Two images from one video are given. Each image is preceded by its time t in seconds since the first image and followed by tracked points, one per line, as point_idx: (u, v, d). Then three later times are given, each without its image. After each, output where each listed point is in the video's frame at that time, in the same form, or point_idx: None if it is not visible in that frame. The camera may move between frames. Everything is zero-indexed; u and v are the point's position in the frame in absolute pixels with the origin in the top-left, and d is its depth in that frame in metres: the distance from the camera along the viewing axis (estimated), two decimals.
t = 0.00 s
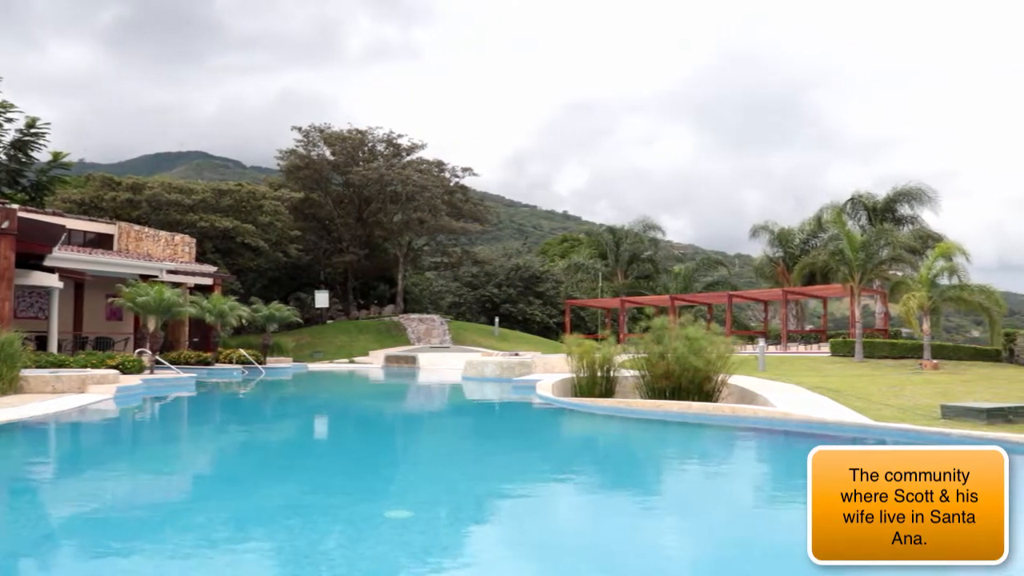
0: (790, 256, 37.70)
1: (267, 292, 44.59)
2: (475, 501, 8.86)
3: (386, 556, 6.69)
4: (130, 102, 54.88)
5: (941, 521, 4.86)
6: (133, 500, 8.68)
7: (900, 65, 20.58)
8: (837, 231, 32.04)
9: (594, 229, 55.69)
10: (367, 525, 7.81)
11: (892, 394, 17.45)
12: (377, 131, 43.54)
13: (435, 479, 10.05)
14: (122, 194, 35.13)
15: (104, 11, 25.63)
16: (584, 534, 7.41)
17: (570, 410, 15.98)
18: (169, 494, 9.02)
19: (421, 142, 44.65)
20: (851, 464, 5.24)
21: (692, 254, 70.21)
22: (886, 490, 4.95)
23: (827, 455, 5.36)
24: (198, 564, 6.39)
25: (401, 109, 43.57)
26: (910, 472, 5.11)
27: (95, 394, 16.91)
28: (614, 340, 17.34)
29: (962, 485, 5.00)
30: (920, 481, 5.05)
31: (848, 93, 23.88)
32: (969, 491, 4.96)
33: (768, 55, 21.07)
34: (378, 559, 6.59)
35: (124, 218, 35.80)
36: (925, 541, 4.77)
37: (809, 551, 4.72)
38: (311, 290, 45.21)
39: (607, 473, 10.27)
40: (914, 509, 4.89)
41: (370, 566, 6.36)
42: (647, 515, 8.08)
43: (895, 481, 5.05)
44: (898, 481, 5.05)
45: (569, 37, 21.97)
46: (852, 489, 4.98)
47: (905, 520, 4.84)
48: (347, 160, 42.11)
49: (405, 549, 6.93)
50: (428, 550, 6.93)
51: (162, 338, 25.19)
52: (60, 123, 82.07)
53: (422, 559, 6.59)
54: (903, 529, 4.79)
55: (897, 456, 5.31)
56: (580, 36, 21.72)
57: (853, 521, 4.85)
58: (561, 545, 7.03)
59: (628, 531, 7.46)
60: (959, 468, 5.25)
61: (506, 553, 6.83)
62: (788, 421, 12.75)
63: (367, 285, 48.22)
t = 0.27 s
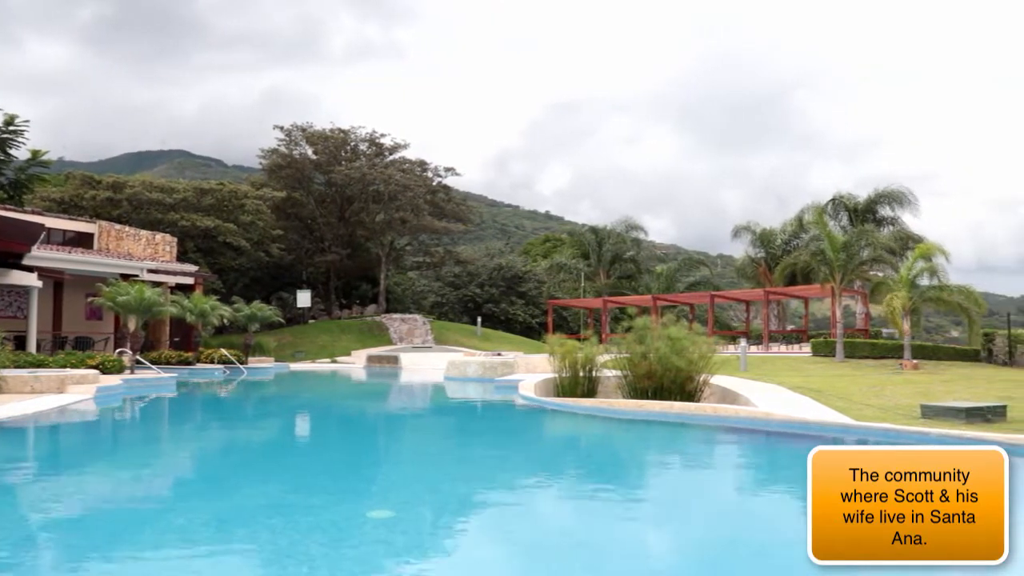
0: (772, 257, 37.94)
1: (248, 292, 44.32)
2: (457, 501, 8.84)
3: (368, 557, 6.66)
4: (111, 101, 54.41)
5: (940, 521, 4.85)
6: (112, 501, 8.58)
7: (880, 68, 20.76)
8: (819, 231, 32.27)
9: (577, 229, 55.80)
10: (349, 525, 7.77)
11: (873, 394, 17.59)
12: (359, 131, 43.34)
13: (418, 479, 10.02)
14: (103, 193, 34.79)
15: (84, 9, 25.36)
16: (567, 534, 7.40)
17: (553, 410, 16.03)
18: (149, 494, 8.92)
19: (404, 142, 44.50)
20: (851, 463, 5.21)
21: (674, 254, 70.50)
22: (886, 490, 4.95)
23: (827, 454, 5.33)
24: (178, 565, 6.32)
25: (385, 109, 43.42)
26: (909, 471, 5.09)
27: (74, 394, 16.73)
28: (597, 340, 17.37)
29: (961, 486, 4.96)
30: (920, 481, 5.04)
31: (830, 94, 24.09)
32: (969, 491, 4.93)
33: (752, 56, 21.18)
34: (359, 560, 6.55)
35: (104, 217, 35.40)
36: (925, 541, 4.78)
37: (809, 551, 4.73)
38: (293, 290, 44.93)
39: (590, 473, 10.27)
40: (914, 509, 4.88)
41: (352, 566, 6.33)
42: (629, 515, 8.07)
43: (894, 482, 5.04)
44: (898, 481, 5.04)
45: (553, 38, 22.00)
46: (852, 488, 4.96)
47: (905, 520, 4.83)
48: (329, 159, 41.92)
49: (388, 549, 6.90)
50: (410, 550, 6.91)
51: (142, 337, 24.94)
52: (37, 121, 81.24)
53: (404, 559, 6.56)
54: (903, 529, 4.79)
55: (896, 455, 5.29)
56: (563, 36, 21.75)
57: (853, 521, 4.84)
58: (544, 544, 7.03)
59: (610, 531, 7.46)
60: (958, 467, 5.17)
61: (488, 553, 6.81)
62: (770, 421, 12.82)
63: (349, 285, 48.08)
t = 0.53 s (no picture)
0: (757, 257, 38.11)
1: (233, 292, 44.08)
2: (442, 501, 8.81)
3: (353, 557, 6.63)
4: (94, 99, 53.99)
5: (941, 521, 4.86)
6: (96, 501, 8.51)
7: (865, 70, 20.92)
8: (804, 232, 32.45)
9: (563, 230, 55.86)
10: (335, 525, 7.74)
11: (858, 393, 17.70)
12: (345, 130, 43.04)
13: (403, 479, 9.99)
14: (86, 192, 34.51)
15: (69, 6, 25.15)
16: (553, 534, 7.40)
17: (538, 410, 16.03)
18: (133, 495, 8.85)
19: (391, 141, 44.32)
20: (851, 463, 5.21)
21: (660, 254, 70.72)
22: (886, 491, 4.95)
23: (826, 454, 5.34)
24: (161, 566, 6.27)
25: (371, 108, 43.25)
26: (909, 471, 5.10)
27: (57, 394, 16.58)
28: (583, 340, 17.38)
29: (962, 486, 4.97)
30: (919, 481, 5.05)
31: (815, 95, 24.21)
32: (969, 491, 4.94)
33: (739, 57, 21.26)
34: (345, 560, 6.52)
35: (87, 216, 35.04)
36: (925, 541, 4.78)
37: (809, 552, 4.74)
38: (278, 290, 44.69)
39: (575, 473, 10.27)
40: (914, 509, 4.89)
41: (337, 566, 6.30)
42: (615, 514, 8.07)
43: (894, 481, 5.05)
44: (898, 481, 5.04)
45: (540, 38, 22.02)
46: (852, 489, 4.97)
47: (905, 519, 4.84)
48: (315, 159, 41.72)
49: (373, 549, 6.88)
50: (395, 550, 6.89)
51: (127, 337, 24.75)
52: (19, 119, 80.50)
53: (390, 559, 6.55)
54: (903, 529, 4.80)
55: (895, 455, 5.30)
56: (550, 36, 21.78)
57: (853, 521, 4.84)
58: (530, 544, 7.03)
59: (596, 531, 7.47)
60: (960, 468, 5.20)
61: (474, 553, 6.79)
62: (755, 420, 12.86)
63: (335, 285, 47.90)
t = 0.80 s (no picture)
0: (743, 258, 38.29)
1: (218, 291, 43.80)
2: (427, 501, 8.79)
3: (339, 557, 6.60)
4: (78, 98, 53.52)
5: (940, 520, 4.87)
6: (80, 501, 8.43)
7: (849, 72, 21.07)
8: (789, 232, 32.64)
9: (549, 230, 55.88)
10: (321, 525, 7.71)
11: (843, 393, 17.81)
12: (330, 130, 43.04)
13: (390, 479, 9.96)
14: (70, 190, 34.26)
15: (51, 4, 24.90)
16: (538, 534, 7.40)
17: (524, 410, 16.04)
18: (118, 495, 8.78)
19: (376, 141, 44.22)
20: (851, 462, 5.18)
21: (646, 254, 70.90)
22: (886, 491, 4.93)
23: (826, 453, 5.31)
24: (146, 567, 6.22)
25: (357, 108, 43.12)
26: (909, 471, 5.06)
27: (40, 394, 16.41)
28: (568, 340, 17.40)
29: (961, 485, 4.93)
30: (919, 481, 5.02)
31: (801, 96, 24.34)
32: (969, 491, 4.90)
33: (725, 59, 21.36)
34: (330, 561, 6.49)
35: (72, 215, 34.81)
36: (925, 541, 4.81)
37: (808, 552, 4.77)
38: (263, 289, 44.45)
39: (561, 473, 10.26)
40: (914, 509, 4.88)
41: (322, 566, 6.29)
42: (601, 515, 8.07)
43: (894, 481, 5.02)
44: (898, 481, 5.01)
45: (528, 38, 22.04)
46: (852, 489, 4.96)
47: (905, 520, 4.84)
48: (300, 158, 41.67)
49: (358, 549, 6.85)
50: (380, 550, 6.87)
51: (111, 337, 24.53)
52: None
53: (376, 559, 6.53)
54: (903, 529, 4.81)
55: (896, 453, 5.25)
56: (538, 36, 21.81)
57: (853, 521, 4.85)
58: (515, 544, 7.03)
59: (581, 531, 7.48)
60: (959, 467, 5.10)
61: (460, 553, 6.78)
62: (741, 420, 12.91)
63: (321, 284, 47.74)
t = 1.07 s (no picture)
0: (728, 258, 38.45)
1: (203, 291, 43.57)
2: (413, 501, 8.76)
3: (325, 557, 6.57)
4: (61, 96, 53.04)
5: (941, 520, 4.86)
6: (63, 502, 8.35)
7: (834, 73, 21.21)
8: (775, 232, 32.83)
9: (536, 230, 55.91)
10: (306, 525, 7.67)
11: (827, 393, 17.92)
12: (317, 129, 42.82)
13: (375, 479, 9.92)
14: (54, 189, 33.98)
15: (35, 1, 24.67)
16: (525, 534, 7.39)
17: (510, 410, 16.03)
18: (101, 496, 8.70)
19: (363, 141, 44.09)
20: (851, 462, 5.21)
21: (632, 254, 71.09)
22: (886, 491, 4.95)
23: (827, 453, 5.33)
24: (129, 569, 6.16)
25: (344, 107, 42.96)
26: (910, 471, 5.08)
27: (23, 394, 16.24)
28: (554, 339, 17.40)
29: (961, 486, 4.93)
30: (919, 481, 5.03)
31: (788, 97, 24.45)
32: (969, 491, 4.90)
33: (711, 59, 21.47)
34: (316, 561, 6.45)
35: (55, 214, 34.54)
36: (924, 541, 4.81)
37: (809, 552, 4.78)
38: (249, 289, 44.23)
39: (547, 473, 10.24)
40: (914, 509, 4.90)
41: (307, 568, 6.27)
42: (587, 515, 8.07)
43: (895, 481, 5.04)
44: (898, 480, 5.04)
45: (515, 37, 22.05)
46: (852, 488, 4.98)
47: (905, 520, 4.85)
48: (286, 158, 41.40)
49: (344, 550, 6.81)
50: (366, 551, 6.83)
51: (95, 337, 24.32)
52: None
53: (361, 560, 6.51)
54: (903, 529, 4.82)
55: (895, 453, 5.27)
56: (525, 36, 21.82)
57: (853, 521, 4.86)
58: (501, 544, 7.02)
59: (567, 530, 7.49)
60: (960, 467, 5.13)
61: (446, 553, 6.77)
62: (726, 419, 12.95)
63: (306, 284, 47.60)
